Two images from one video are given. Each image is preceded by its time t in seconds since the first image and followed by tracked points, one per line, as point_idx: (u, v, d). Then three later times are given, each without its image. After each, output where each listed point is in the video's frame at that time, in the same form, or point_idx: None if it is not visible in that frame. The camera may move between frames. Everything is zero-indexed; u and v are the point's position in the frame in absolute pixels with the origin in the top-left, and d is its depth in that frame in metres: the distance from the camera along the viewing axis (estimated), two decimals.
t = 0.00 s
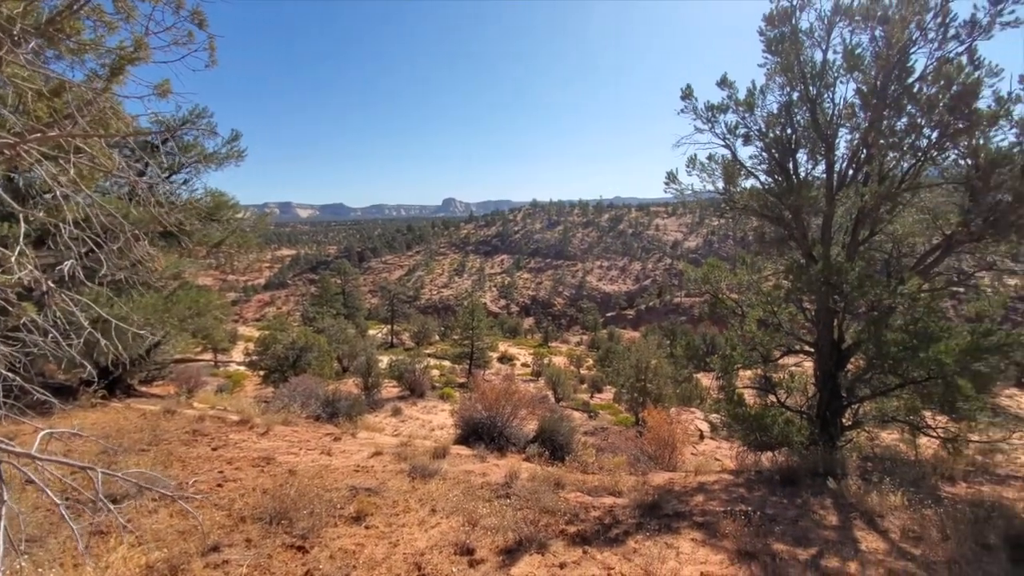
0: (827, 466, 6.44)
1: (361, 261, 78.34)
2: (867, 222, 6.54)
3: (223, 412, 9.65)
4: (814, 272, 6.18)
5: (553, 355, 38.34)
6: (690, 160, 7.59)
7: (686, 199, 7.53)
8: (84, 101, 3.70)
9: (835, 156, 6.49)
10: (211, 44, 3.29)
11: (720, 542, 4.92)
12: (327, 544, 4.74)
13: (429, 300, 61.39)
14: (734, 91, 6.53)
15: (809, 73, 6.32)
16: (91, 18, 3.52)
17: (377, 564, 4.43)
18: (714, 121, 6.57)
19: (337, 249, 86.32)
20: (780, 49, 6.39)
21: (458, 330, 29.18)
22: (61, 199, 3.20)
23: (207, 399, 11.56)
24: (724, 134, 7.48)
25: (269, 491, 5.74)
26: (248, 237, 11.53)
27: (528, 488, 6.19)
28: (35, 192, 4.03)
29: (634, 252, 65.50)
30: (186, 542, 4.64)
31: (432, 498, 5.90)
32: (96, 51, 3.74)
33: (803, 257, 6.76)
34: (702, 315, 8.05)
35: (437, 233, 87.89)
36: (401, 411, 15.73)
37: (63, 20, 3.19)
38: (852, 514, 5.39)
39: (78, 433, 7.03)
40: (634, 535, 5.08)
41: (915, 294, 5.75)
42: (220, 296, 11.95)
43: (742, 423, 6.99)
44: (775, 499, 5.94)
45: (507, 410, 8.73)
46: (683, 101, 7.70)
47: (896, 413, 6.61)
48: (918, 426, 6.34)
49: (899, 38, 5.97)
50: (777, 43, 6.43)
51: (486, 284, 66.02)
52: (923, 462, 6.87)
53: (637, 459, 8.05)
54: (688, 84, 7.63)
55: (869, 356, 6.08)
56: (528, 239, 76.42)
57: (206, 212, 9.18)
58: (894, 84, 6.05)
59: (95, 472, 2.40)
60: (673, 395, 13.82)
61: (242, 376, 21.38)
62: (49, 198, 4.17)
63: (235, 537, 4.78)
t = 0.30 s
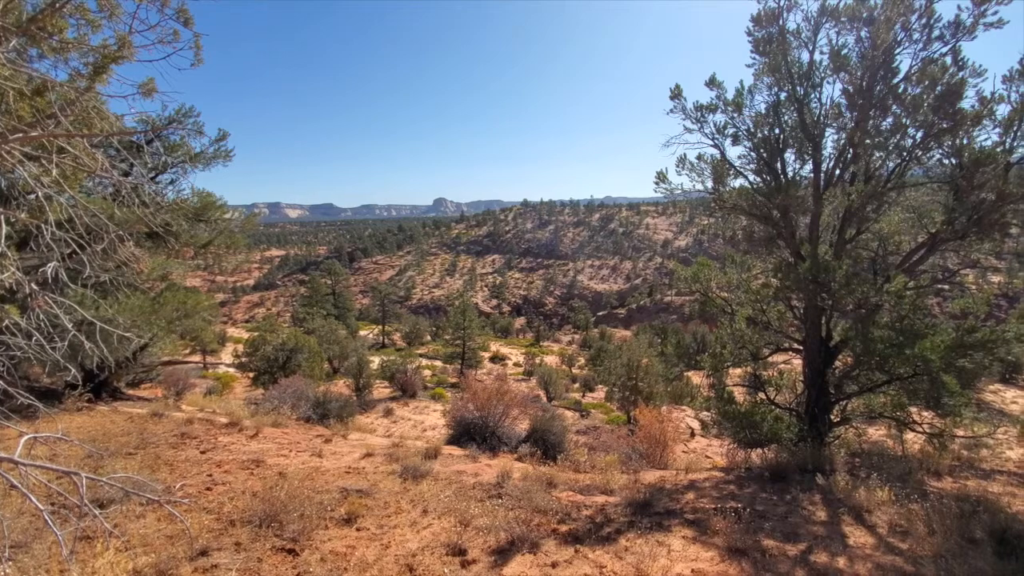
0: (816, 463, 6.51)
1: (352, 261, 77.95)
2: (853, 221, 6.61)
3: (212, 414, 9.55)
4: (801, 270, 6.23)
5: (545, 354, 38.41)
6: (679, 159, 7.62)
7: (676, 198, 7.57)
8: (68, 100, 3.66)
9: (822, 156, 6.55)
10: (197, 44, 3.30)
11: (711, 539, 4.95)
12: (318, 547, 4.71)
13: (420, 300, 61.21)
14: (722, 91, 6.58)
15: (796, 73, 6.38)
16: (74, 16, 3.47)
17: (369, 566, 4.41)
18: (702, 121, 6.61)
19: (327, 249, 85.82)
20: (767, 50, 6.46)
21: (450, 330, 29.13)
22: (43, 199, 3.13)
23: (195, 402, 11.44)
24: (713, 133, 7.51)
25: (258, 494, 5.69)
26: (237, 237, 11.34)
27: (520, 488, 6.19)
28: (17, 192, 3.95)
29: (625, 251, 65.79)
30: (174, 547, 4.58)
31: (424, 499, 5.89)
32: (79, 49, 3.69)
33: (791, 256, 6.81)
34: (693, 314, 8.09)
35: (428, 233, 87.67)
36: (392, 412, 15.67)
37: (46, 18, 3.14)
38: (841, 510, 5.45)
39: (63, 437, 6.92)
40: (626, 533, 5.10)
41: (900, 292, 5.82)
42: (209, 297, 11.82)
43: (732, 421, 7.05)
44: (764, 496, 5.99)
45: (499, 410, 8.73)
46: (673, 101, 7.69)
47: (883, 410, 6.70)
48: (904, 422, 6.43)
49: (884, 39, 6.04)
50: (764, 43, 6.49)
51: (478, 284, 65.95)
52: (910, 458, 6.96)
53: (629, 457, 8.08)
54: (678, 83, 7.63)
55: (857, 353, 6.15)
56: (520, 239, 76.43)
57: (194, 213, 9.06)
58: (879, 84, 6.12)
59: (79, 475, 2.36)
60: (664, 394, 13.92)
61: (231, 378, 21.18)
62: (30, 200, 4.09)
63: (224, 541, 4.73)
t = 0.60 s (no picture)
0: (803, 459, 6.58)
1: (342, 262, 77.46)
2: (839, 221, 6.68)
3: (199, 417, 9.44)
4: (788, 269, 6.29)
5: (536, 354, 38.48)
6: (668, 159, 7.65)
7: (664, 198, 7.61)
8: (48, 100, 3.60)
9: (808, 156, 6.62)
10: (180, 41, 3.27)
11: (700, 536, 4.98)
12: (307, 550, 4.67)
13: (411, 301, 61.01)
14: (709, 91, 6.62)
15: (782, 74, 6.44)
16: (54, 15, 3.42)
17: (359, 568, 4.39)
18: (691, 121, 6.65)
19: (317, 249, 85.20)
20: (754, 51, 6.52)
21: (440, 330, 29.05)
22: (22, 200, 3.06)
23: (182, 405, 11.29)
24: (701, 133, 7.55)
25: (247, 498, 5.63)
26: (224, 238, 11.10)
27: (511, 488, 6.19)
28: None
29: (615, 251, 66.10)
30: (160, 552, 4.52)
31: (415, 500, 5.86)
32: (60, 48, 3.64)
33: (778, 255, 6.88)
34: (682, 313, 8.14)
35: (418, 234, 87.39)
36: (383, 413, 15.61)
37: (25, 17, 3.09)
38: (828, 505, 5.52)
39: (45, 442, 6.79)
40: (616, 532, 5.12)
41: (885, 291, 5.90)
42: (195, 298, 11.68)
43: (721, 419, 7.11)
44: (753, 493, 6.05)
45: (490, 410, 8.72)
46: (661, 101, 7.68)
47: (869, 406, 6.79)
48: (889, 418, 6.53)
49: (868, 40, 6.11)
50: (751, 44, 6.55)
51: (469, 284, 65.85)
52: (895, 453, 7.07)
53: (620, 455, 8.12)
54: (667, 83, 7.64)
55: (842, 351, 6.24)
56: (511, 239, 76.43)
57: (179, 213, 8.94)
58: (863, 85, 6.20)
59: (63, 480, 2.32)
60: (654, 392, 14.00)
61: (219, 380, 20.95)
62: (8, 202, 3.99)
63: (211, 545, 4.68)
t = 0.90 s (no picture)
0: (791, 457, 6.65)
1: (331, 263, 76.91)
2: (825, 220, 6.76)
3: (186, 421, 9.32)
4: (775, 268, 6.34)
5: (527, 354, 38.54)
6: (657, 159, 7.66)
7: (653, 198, 7.64)
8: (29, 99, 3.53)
9: (794, 157, 6.69)
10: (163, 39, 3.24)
11: (690, 534, 5.02)
12: (296, 554, 4.63)
13: (401, 302, 60.80)
14: (697, 92, 6.66)
15: (768, 75, 6.51)
16: (35, 12, 3.36)
17: (348, 571, 4.36)
18: (679, 122, 6.69)
19: (306, 250, 84.51)
20: (741, 52, 6.59)
21: (430, 331, 28.96)
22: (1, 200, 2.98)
23: (168, 408, 11.14)
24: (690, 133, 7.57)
25: (234, 502, 5.57)
26: (211, 239, 10.92)
27: (502, 488, 6.18)
28: None
29: (605, 251, 66.41)
30: (145, 558, 4.45)
31: (405, 502, 5.84)
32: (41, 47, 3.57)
33: (766, 254, 6.94)
34: (672, 312, 8.18)
35: (408, 234, 87.10)
36: (373, 414, 15.53)
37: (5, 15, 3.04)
38: (815, 502, 5.58)
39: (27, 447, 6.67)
40: (607, 531, 5.14)
41: (870, 289, 5.98)
42: (181, 300, 11.53)
43: (710, 417, 7.17)
44: (742, 490, 6.10)
45: (480, 411, 8.71)
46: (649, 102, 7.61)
47: (855, 403, 6.88)
48: (875, 415, 6.62)
49: (852, 42, 6.19)
50: (738, 46, 6.61)
51: (459, 284, 65.72)
52: (881, 450, 7.17)
53: (610, 455, 8.15)
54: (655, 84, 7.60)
55: (829, 349, 6.32)
56: (501, 239, 76.43)
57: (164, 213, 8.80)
58: (848, 87, 6.28)
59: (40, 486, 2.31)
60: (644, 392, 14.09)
61: (206, 383, 20.70)
62: None
63: (198, 550, 4.62)
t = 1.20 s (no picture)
0: (778, 455, 6.72)
1: (320, 263, 76.34)
2: (811, 221, 6.84)
3: (171, 424, 9.19)
4: (762, 269, 6.41)
5: (517, 354, 38.56)
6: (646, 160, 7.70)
7: (642, 199, 7.70)
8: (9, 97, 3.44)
9: (780, 158, 6.77)
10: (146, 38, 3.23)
11: (679, 532, 5.06)
12: (284, 557, 4.59)
13: (390, 303, 60.56)
14: (685, 94, 6.71)
15: (755, 78, 6.58)
16: (16, 9, 3.29)
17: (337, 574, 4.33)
18: (667, 123, 6.73)
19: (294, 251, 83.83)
20: (728, 55, 6.66)
21: (420, 332, 28.88)
22: None
23: (153, 411, 10.97)
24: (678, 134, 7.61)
25: (221, 505, 5.51)
26: (196, 239, 10.78)
27: (492, 489, 6.17)
28: None
29: (594, 252, 66.70)
30: (130, 563, 4.38)
31: (395, 504, 5.81)
32: (22, 44, 3.49)
33: (753, 254, 7.01)
34: (661, 312, 8.23)
35: (398, 234, 86.71)
36: (362, 416, 15.44)
37: None
38: (801, 499, 5.65)
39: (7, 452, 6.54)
40: (596, 531, 5.16)
41: (855, 289, 6.07)
42: (166, 302, 11.37)
43: (698, 416, 7.23)
44: (730, 488, 6.15)
45: (471, 411, 8.70)
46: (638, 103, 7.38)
47: (841, 401, 6.98)
48: (859, 413, 6.72)
49: (836, 45, 6.28)
50: (725, 48, 6.68)
51: (450, 285, 65.57)
52: (866, 447, 7.27)
53: (600, 454, 8.18)
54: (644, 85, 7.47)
55: (815, 348, 6.39)
56: (491, 239, 76.41)
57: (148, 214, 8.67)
58: (832, 89, 6.36)
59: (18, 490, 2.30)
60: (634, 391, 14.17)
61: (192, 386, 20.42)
62: None
63: (184, 555, 4.55)
